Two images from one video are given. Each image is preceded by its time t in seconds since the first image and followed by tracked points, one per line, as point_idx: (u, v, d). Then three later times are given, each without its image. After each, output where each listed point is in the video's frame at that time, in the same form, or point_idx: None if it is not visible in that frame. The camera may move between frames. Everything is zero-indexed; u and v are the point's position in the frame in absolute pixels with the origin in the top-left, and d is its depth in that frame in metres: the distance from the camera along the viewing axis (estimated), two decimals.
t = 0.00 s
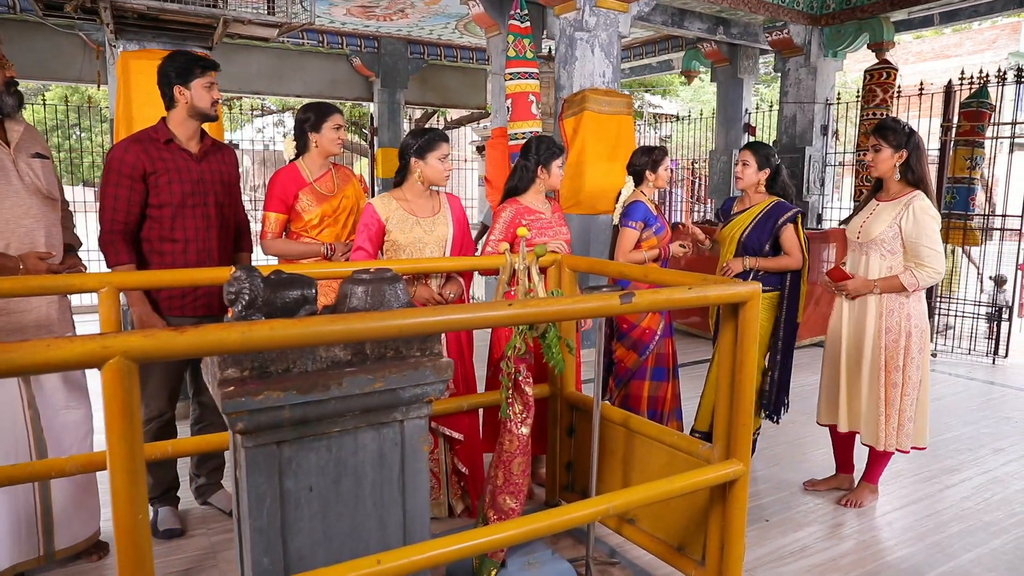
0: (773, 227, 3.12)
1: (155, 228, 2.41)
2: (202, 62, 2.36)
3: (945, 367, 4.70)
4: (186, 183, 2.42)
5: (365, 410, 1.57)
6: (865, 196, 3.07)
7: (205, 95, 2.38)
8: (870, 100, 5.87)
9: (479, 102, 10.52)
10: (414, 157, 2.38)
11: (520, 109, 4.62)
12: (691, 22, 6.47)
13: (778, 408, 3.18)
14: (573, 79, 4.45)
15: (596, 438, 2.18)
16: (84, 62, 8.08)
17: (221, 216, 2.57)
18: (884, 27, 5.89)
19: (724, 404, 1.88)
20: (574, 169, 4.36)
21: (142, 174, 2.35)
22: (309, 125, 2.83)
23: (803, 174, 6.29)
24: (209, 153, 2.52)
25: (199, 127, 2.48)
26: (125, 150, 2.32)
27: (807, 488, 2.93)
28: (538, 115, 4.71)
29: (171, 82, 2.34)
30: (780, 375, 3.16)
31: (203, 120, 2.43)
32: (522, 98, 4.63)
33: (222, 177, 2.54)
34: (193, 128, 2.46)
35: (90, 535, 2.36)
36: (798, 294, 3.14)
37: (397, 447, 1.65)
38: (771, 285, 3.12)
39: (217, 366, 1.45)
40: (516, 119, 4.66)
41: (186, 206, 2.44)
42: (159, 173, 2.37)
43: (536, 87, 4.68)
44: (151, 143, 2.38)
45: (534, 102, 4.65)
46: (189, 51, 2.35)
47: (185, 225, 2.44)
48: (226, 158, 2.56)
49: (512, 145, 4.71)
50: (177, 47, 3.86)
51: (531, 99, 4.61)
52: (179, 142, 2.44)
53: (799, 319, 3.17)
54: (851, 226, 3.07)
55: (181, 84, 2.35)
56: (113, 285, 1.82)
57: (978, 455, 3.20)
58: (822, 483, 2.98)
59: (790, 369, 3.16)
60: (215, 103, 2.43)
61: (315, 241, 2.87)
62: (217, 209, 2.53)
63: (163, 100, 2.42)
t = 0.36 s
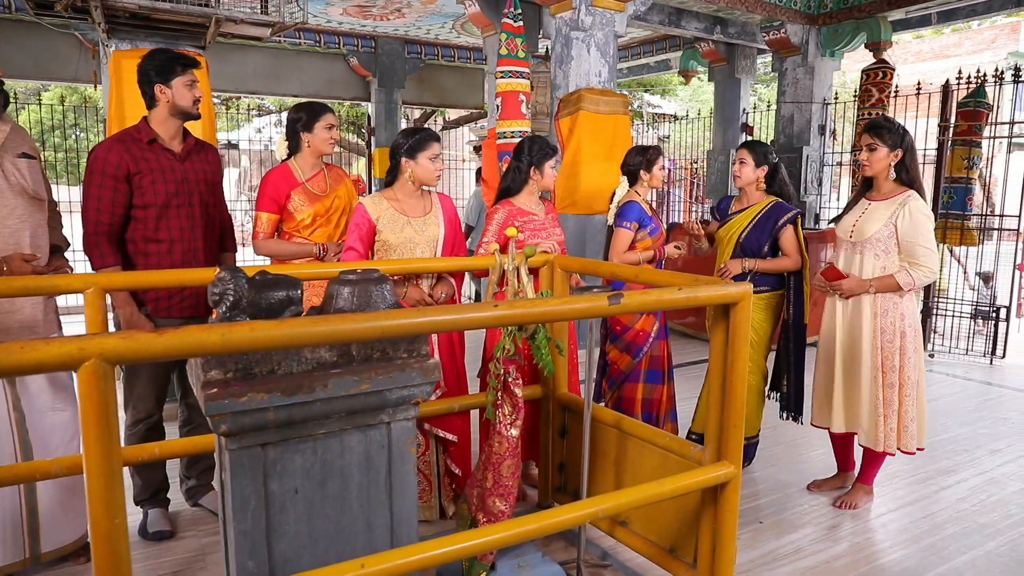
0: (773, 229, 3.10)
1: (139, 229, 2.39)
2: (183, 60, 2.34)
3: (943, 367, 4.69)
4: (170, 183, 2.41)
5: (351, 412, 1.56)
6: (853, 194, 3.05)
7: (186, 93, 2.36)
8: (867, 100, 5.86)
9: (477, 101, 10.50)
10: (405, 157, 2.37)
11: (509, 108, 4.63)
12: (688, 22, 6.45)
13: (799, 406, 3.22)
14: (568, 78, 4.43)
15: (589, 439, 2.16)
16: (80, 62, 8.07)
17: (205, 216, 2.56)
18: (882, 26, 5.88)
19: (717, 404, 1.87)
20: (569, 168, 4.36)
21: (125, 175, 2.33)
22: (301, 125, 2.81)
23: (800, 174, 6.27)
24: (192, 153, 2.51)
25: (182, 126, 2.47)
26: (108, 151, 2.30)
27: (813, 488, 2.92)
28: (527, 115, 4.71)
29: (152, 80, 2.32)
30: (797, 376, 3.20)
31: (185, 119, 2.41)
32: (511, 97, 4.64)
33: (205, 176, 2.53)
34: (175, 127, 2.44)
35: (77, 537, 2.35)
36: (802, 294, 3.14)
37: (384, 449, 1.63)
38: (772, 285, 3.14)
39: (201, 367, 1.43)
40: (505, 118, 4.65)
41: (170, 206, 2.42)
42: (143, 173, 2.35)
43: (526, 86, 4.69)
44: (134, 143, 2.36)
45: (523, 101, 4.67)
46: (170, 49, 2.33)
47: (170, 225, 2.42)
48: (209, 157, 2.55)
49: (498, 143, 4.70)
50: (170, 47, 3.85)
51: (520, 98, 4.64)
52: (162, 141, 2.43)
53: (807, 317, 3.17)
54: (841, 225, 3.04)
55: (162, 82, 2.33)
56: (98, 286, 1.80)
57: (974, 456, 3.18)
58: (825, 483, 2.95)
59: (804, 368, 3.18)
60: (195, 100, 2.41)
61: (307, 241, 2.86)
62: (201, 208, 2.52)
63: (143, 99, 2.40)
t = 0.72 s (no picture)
0: (765, 228, 3.08)
1: (126, 229, 2.37)
2: (163, 59, 2.33)
3: (941, 368, 4.67)
4: (156, 182, 2.40)
5: (337, 414, 1.55)
6: (841, 195, 3.04)
7: (168, 92, 2.35)
8: (868, 99, 5.83)
9: (474, 101, 10.49)
10: (396, 156, 2.36)
11: (500, 106, 4.62)
12: (686, 21, 6.43)
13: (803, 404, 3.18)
14: (564, 78, 4.42)
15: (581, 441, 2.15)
16: (76, 62, 8.05)
17: (191, 216, 2.55)
18: (879, 26, 5.87)
19: (708, 407, 1.85)
20: (565, 168, 4.33)
21: (111, 175, 2.31)
22: (293, 125, 2.80)
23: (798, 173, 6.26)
24: (177, 152, 2.50)
25: (165, 125, 2.45)
26: (93, 151, 2.27)
27: (807, 490, 2.90)
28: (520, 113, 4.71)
29: (133, 79, 2.30)
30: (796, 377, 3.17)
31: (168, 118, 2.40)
32: (503, 95, 4.63)
33: (190, 175, 2.52)
34: (158, 126, 2.42)
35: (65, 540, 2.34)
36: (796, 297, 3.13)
37: (371, 452, 1.62)
38: (767, 286, 3.11)
39: (185, 370, 1.43)
40: (497, 116, 4.65)
41: (157, 205, 2.41)
42: (129, 173, 2.34)
43: (518, 85, 4.68)
44: (119, 143, 2.34)
45: (515, 99, 4.66)
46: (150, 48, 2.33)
47: (157, 225, 2.41)
48: (193, 156, 2.54)
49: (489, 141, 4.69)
50: (163, 46, 3.82)
51: (512, 96, 4.62)
52: (146, 140, 2.41)
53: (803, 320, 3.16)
54: (830, 225, 3.01)
55: (143, 81, 2.32)
56: (84, 287, 1.79)
57: (971, 457, 3.17)
58: (820, 485, 2.93)
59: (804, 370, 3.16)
60: (178, 100, 2.41)
61: (299, 242, 2.85)
62: (187, 207, 2.51)
63: (125, 99, 2.38)
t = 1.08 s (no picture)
0: (757, 227, 3.06)
1: (114, 229, 2.36)
2: (145, 57, 2.32)
3: (938, 368, 4.66)
4: (143, 182, 2.38)
5: (324, 415, 1.53)
6: (831, 194, 3.01)
7: (151, 91, 2.34)
8: (865, 98, 5.81)
9: (472, 101, 10.47)
10: (387, 155, 2.40)
11: (498, 105, 4.60)
12: (683, 20, 6.40)
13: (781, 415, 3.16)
14: (560, 77, 4.41)
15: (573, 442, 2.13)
16: (72, 62, 8.04)
17: (179, 215, 2.53)
18: (876, 25, 5.85)
19: (699, 409, 1.83)
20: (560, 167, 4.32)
21: (98, 174, 2.29)
22: (285, 124, 2.79)
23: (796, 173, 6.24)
24: (163, 151, 2.49)
25: (151, 124, 2.44)
26: (79, 150, 2.26)
27: (802, 491, 2.88)
28: (517, 112, 4.67)
29: (116, 78, 2.29)
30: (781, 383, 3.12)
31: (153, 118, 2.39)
32: (500, 94, 4.61)
33: (177, 174, 2.51)
34: (143, 125, 2.41)
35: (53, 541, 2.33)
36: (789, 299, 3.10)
37: (358, 453, 1.60)
38: (761, 287, 3.09)
39: (168, 371, 1.41)
40: (495, 115, 4.63)
41: (145, 205, 2.40)
42: (115, 173, 2.32)
43: (515, 83, 4.67)
44: (105, 142, 2.32)
45: (513, 98, 4.64)
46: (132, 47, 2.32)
47: (145, 225, 2.40)
48: (178, 155, 2.53)
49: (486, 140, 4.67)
50: (156, 46, 3.81)
51: (509, 95, 4.61)
52: (132, 140, 2.40)
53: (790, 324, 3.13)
54: (820, 225, 3.00)
55: (126, 80, 2.30)
56: (71, 287, 1.77)
57: (967, 458, 3.15)
58: (815, 485, 2.91)
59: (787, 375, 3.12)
60: (162, 99, 2.40)
61: (291, 242, 2.83)
62: (175, 206, 2.50)
63: (109, 98, 2.37)
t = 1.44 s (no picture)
0: (752, 226, 3.05)
1: (101, 230, 2.35)
2: (129, 55, 2.30)
3: (936, 368, 4.64)
4: (131, 182, 2.37)
5: (309, 417, 1.52)
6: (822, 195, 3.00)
7: (136, 89, 2.32)
8: (863, 97, 5.78)
9: (470, 100, 10.45)
10: (374, 155, 2.40)
11: (499, 106, 4.57)
12: (681, 19, 6.38)
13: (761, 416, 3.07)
14: (556, 76, 4.38)
15: (564, 443, 2.12)
16: (69, 62, 8.03)
17: (166, 215, 2.52)
18: (874, 23, 5.85)
19: (690, 411, 1.81)
20: (556, 166, 4.31)
21: (85, 175, 2.27)
22: (275, 123, 2.78)
23: (793, 172, 6.22)
24: (150, 151, 2.47)
25: (137, 123, 2.43)
26: (66, 151, 2.24)
27: (796, 492, 2.86)
28: (520, 112, 4.61)
29: (100, 77, 2.27)
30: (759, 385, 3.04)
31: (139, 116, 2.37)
32: (501, 95, 4.59)
33: (164, 173, 2.50)
34: (129, 124, 2.39)
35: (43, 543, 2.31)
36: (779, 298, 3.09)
37: (345, 456, 1.59)
38: (755, 287, 3.08)
39: (150, 373, 1.40)
40: (496, 116, 4.59)
41: (133, 206, 2.39)
42: (103, 173, 2.31)
43: (516, 82, 4.63)
44: (92, 142, 2.31)
45: (513, 99, 4.60)
46: (116, 44, 2.30)
47: (133, 225, 2.39)
48: (164, 154, 2.52)
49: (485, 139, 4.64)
50: (149, 45, 3.79)
51: (510, 95, 4.57)
52: (118, 139, 2.38)
53: (778, 325, 3.10)
54: (810, 225, 2.98)
55: (110, 78, 2.28)
56: (55, 288, 1.76)
57: (964, 458, 3.14)
58: (810, 486, 2.89)
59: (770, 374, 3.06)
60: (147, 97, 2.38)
61: (282, 241, 2.83)
62: (163, 206, 2.50)
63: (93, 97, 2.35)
